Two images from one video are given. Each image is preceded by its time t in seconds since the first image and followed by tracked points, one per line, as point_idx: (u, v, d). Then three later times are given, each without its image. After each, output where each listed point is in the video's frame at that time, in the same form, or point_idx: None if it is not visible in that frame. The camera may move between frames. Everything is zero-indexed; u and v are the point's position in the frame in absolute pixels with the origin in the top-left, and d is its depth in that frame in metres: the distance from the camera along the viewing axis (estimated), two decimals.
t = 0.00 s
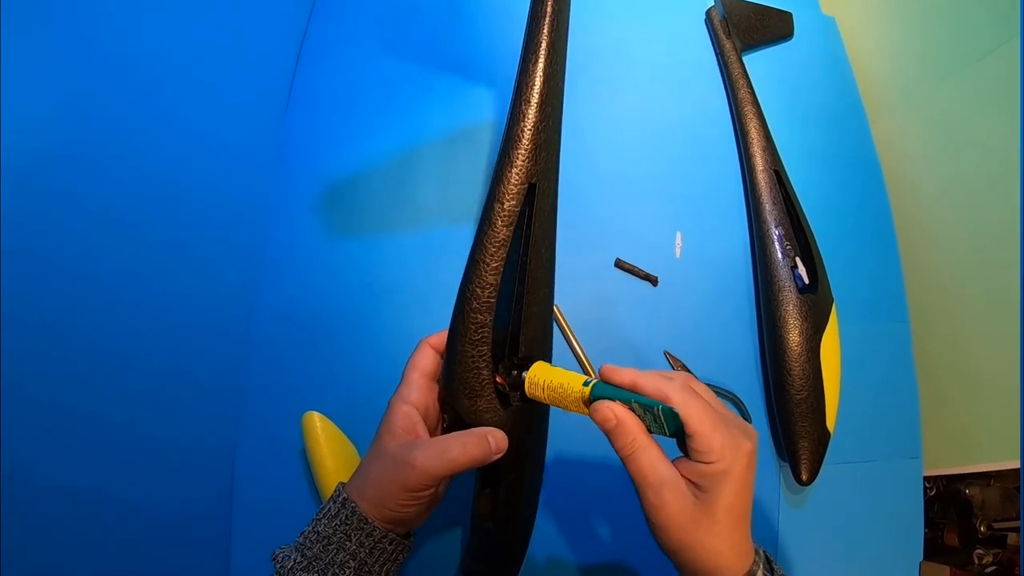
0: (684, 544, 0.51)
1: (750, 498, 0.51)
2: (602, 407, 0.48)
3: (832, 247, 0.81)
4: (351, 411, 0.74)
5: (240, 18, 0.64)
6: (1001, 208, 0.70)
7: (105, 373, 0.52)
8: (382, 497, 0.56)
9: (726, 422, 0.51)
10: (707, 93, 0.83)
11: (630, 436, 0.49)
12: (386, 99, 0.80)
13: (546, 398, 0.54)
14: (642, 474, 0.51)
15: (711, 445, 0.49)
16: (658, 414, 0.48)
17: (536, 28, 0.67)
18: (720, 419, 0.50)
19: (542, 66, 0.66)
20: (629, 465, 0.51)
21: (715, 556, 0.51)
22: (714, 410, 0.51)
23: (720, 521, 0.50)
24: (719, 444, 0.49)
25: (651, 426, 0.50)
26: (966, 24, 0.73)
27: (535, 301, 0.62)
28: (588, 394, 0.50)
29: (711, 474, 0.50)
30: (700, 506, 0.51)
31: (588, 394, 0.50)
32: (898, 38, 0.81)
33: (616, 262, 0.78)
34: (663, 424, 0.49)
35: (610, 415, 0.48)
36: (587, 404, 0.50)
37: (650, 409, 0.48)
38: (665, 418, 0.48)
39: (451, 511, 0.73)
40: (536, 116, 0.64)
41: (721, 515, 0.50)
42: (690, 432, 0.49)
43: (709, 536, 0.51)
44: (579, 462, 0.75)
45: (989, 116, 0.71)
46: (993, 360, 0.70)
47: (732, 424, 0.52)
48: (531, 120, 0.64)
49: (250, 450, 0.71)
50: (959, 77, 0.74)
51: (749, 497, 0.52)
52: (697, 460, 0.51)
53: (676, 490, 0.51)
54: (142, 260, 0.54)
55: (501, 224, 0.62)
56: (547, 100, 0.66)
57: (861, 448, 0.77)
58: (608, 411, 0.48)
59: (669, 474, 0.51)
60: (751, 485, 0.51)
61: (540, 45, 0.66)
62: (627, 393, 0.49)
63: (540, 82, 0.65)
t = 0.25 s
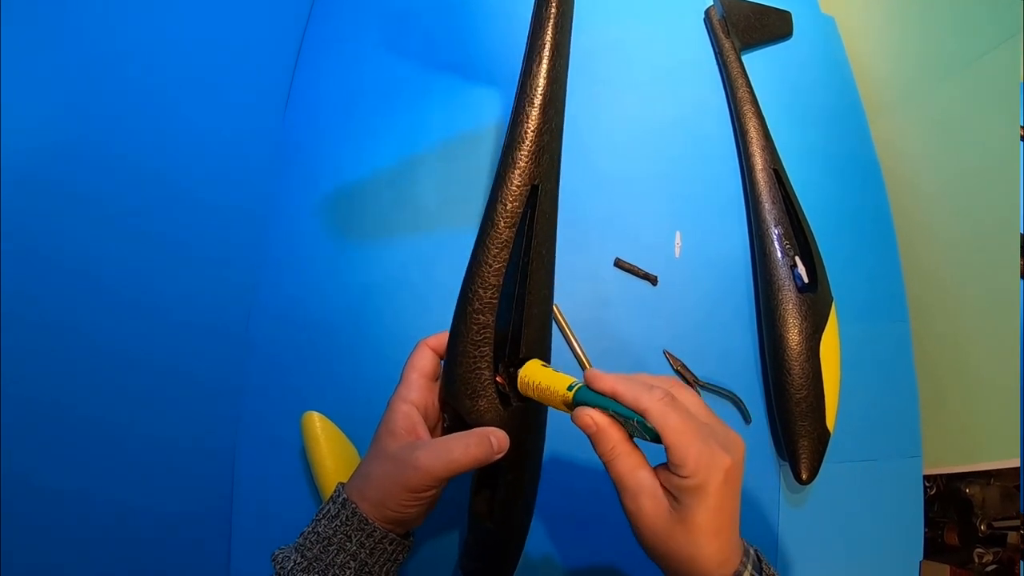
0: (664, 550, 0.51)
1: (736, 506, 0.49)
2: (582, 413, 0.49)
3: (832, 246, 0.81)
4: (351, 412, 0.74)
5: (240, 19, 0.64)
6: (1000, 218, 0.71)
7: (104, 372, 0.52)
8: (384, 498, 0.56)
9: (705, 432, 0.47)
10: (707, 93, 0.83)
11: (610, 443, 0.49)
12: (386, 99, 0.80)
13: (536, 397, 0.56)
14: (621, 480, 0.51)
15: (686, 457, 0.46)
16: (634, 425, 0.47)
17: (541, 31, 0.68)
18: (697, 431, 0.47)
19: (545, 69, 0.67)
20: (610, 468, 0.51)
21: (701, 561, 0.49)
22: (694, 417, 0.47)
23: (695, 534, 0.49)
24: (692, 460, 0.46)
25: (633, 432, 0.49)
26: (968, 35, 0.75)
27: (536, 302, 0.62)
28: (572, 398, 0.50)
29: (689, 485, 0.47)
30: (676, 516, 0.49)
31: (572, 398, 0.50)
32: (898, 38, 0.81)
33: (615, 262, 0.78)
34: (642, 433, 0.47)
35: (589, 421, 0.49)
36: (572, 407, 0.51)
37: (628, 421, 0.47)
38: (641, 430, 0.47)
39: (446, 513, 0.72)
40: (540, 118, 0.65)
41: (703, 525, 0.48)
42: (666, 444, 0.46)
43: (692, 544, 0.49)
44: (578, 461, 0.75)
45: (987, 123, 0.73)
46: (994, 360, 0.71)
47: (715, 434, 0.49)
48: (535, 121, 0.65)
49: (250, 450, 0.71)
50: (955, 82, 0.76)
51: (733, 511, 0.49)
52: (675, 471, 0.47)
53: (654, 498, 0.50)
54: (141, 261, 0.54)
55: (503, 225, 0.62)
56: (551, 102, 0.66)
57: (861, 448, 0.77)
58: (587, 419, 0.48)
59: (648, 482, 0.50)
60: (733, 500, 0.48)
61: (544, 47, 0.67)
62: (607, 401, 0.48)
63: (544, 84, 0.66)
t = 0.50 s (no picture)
0: (655, 550, 0.51)
1: (727, 506, 0.49)
2: (573, 411, 0.49)
3: (832, 246, 0.81)
4: (351, 411, 0.74)
5: (241, 18, 0.64)
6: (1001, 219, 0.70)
7: (105, 372, 0.52)
8: (390, 501, 0.56)
9: (694, 430, 0.48)
10: (707, 92, 0.83)
11: (601, 440, 0.50)
12: (387, 99, 0.80)
13: (530, 396, 0.56)
14: (612, 478, 0.51)
15: (674, 455, 0.46)
16: (623, 422, 0.47)
17: (549, 34, 0.69)
18: (685, 429, 0.47)
19: (552, 73, 0.68)
20: (602, 467, 0.51)
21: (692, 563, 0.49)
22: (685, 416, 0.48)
23: (686, 533, 0.48)
24: (680, 457, 0.46)
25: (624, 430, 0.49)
26: (971, 34, 0.73)
27: (541, 304, 0.63)
28: (563, 397, 0.51)
29: (678, 484, 0.48)
30: (667, 515, 0.49)
31: (562, 397, 0.51)
32: (897, 38, 0.81)
33: (615, 262, 0.78)
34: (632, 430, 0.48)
35: (580, 419, 0.49)
36: (562, 405, 0.51)
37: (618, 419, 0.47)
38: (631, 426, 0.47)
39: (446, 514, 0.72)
40: (547, 121, 0.66)
41: (692, 524, 0.48)
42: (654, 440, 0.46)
43: (682, 544, 0.49)
44: (578, 461, 0.75)
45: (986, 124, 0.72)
46: (995, 359, 0.70)
47: (705, 432, 0.49)
48: (542, 124, 0.66)
49: (249, 450, 0.71)
50: (958, 79, 0.75)
51: (725, 510, 0.49)
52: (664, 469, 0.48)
53: (645, 496, 0.50)
54: (142, 261, 0.54)
55: (508, 226, 0.63)
56: (557, 105, 0.67)
57: (860, 447, 0.77)
58: (577, 417, 0.49)
59: (637, 480, 0.50)
60: (723, 498, 0.48)
61: (552, 52, 0.68)
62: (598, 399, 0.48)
63: (550, 88, 0.67)
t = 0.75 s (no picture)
0: (646, 548, 0.51)
1: (714, 503, 0.48)
2: (561, 408, 0.51)
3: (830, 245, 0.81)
4: (349, 411, 0.74)
5: (241, 20, 0.64)
6: (1001, 208, 0.71)
7: (105, 372, 0.52)
8: (394, 502, 0.56)
9: (677, 426, 0.48)
10: (706, 92, 0.83)
11: (587, 436, 0.51)
12: (386, 99, 0.80)
13: (524, 396, 0.57)
14: (600, 474, 0.52)
15: (654, 450, 0.47)
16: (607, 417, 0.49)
17: (562, 39, 0.70)
18: (668, 423, 0.48)
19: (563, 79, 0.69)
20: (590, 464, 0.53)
21: (679, 560, 0.49)
22: (669, 412, 0.49)
23: (673, 529, 0.48)
24: (662, 452, 0.47)
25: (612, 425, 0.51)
26: (971, 34, 0.74)
27: (542, 304, 0.64)
28: (552, 394, 0.52)
29: (660, 479, 0.48)
30: (653, 511, 0.50)
31: (552, 394, 0.52)
32: (897, 38, 0.81)
33: (613, 262, 0.78)
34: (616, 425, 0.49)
35: (567, 416, 0.51)
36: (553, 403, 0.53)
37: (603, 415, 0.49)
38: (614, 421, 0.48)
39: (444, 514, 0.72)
40: (555, 126, 0.67)
41: (676, 520, 0.48)
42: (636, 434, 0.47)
43: (667, 540, 0.49)
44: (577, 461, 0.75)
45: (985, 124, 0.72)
46: (996, 357, 0.70)
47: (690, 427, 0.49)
48: (549, 127, 0.67)
49: (248, 450, 0.71)
50: (956, 78, 0.75)
51: (714, 506, 0.49)
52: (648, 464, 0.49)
53: (631, 491, 0.51)
54: (142, 262, 0.55)
55: (514, 228, 0.63)
56: (566, 109, 0.68)
57: (859, 446, 0.77)
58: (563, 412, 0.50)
59: (623, 475, 0.51)
60: (710, 493, 0.48)
61: (564, 59, 0.69)
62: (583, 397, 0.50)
63: (561, 90, 0.68)
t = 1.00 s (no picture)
0: (651, 536, 0.49)
1: (717, 485, 0.47)
2: (561, 398, 0.51)
3: (829, 244, 0.81)
4: (348, 411, 0.74)
5: (240, 20, 0.65)
6: (1000, 209, 0.72)
7: (104, 373, 0.53)
8: (393, 503, 0.56)
9: (678, 407, 0.48)
10: (704, 91, 0.83)
11: (587, 425, 0.51)
12: (385, 98, 0.80)
13: (524, 395, 0.57)
14: (601, 464, 0.51)
15: (656, 428, 0.47)
16: (607, 402, 0.49)
17: (556, 44, 0.70)
18: (668, 404, 0.48)
19: (557, 82, 0.69)
20: (591, 454, 0.52)
21: (684, 546, 0.48)
22: (671, 396, 0.49)
23: (676, 512, 0.47)
24: (662, 431, 0.47)
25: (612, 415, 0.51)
26: (971, 34, 0.76)
27: (536, 305, 0.65)
28: (552, 387, 0.53)
29: (661, 460, 0.47)
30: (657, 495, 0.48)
31: (552, 387, 0.53)
32: (895, 38, 0.82)
33: (610, 261, 0.78)
34: (617, 411, 0.50)
35: (567, 405, 0.50)
36: (552, 397, 0.53)
37: (602, 400, 0.49)
38: (614, 405, 0.49)
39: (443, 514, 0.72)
40: (549, 130, 0.67)
41: (680, 502, 0.47)
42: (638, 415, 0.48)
43: (672, 525, 0.48)
44: (575, 460, 0.75)
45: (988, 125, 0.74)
46: (996, 358, 0.71)
47: (689, 408, 0.49)
48: (544, 131, 0.67)
49: (247, 451, 0.71)
50: (958, 82, 0.76)
51: (717, 487, 0.48)
52: (650, 447, 0.48)
53: (634, 478, 0.50)
54: (141, 262, 0.55)
55: (505, 232, 0.64)
56: (559, 114, 0.69)
57: (858, 445, 0.77)
58: (563, 402, 0.50)
59: (625, 463, 0.50)
60: (712, 473, 0.47)
61: (556, 63, 0.70)
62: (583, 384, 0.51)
63: (555, 94, 0.69)
